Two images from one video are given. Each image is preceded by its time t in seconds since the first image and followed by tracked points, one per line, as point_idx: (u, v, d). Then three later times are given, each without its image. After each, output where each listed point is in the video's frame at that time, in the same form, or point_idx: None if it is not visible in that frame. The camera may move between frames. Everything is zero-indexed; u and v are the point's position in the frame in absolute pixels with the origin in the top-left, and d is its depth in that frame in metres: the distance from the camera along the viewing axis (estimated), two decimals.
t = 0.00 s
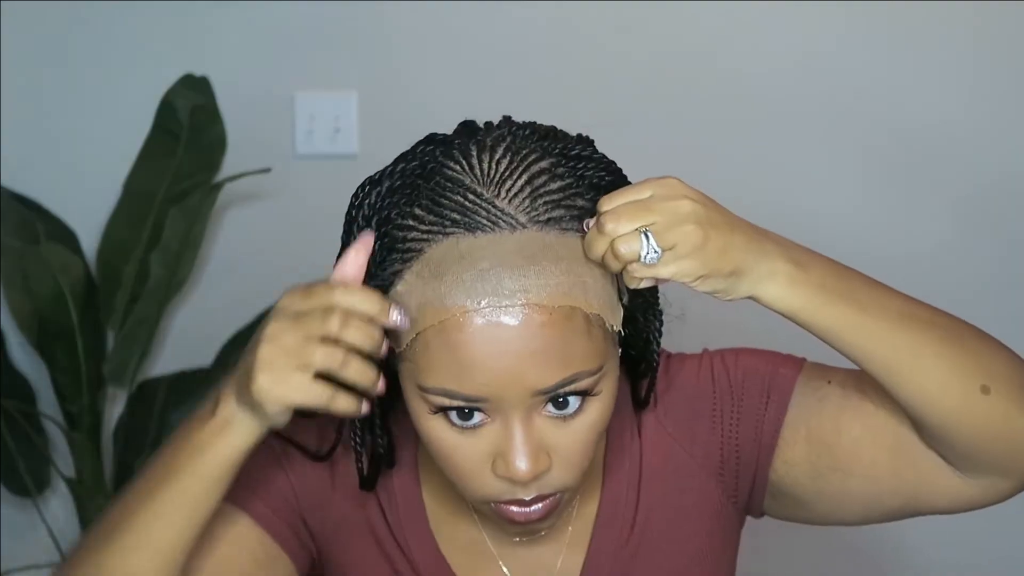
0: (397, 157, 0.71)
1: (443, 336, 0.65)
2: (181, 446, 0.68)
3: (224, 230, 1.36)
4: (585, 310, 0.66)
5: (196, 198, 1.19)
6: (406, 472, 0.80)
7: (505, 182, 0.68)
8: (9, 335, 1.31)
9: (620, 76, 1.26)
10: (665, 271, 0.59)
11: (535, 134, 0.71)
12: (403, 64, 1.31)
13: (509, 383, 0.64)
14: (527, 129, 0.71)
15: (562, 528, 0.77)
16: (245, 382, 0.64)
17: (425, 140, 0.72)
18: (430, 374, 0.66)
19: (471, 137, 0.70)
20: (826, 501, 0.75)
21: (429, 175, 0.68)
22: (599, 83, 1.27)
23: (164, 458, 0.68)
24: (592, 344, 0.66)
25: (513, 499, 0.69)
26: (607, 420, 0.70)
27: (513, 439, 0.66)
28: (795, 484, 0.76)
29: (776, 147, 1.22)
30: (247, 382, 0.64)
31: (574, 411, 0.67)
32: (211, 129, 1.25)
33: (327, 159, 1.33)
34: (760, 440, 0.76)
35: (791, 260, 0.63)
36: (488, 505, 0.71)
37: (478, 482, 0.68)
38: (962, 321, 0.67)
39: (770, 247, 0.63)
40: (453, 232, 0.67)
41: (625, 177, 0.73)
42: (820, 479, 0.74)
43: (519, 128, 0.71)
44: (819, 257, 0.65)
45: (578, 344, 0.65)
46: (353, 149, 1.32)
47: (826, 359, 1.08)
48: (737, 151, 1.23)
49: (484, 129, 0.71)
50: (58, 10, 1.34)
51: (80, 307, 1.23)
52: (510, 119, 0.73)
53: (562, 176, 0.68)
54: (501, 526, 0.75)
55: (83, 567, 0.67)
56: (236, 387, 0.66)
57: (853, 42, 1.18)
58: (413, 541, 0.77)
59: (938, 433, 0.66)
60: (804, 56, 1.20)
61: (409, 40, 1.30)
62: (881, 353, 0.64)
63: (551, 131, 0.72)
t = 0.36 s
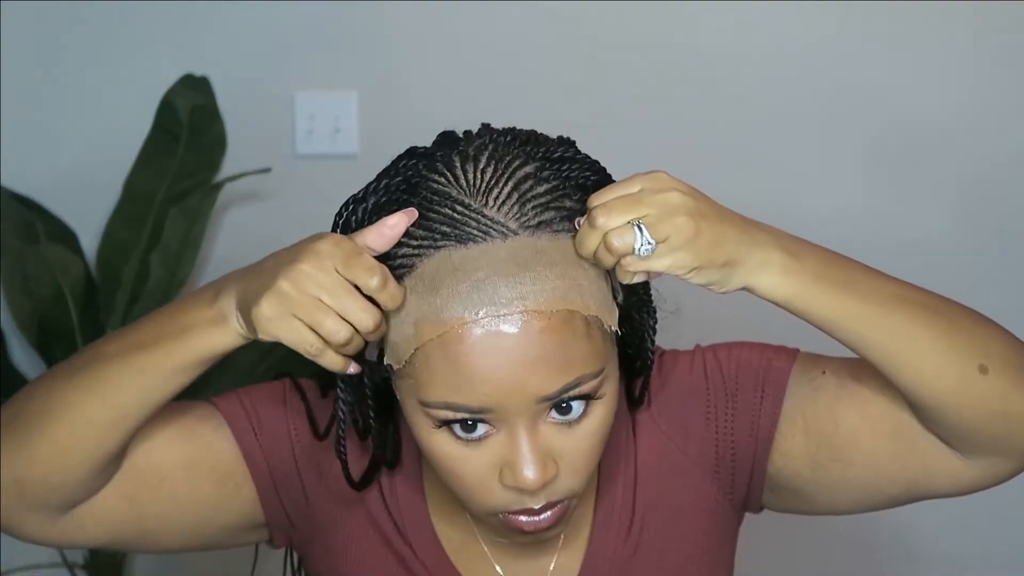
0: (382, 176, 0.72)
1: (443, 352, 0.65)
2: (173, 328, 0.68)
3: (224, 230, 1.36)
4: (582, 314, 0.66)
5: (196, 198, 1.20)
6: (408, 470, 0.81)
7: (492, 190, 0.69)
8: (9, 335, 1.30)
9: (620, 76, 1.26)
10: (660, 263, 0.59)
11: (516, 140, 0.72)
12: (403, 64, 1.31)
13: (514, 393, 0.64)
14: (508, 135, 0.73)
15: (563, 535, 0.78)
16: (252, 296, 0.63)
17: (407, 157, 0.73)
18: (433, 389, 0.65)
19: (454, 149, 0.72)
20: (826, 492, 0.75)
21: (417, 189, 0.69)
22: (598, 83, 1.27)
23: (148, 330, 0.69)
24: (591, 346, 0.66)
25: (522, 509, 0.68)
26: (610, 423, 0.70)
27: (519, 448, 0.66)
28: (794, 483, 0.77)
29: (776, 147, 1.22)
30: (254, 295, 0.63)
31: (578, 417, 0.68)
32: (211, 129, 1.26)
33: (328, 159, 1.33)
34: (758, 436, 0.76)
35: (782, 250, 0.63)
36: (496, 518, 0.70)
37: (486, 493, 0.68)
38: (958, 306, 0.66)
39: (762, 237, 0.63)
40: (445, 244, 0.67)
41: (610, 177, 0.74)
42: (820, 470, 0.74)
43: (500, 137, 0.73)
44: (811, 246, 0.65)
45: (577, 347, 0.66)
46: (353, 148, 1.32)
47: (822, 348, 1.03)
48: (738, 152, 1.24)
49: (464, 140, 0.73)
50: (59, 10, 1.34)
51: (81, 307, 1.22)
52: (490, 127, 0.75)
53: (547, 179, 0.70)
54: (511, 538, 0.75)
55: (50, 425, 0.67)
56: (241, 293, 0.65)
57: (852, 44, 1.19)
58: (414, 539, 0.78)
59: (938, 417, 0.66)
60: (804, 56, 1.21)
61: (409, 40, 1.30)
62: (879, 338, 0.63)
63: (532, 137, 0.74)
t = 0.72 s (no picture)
0: (380, 173, 0.73)
1: (435, 350, 0.65)
2: (163, 349, 0.68)
3: (225, 229, 1.36)
4: (573, 313, 0.66)
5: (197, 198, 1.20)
6: (405, 472, 0.81)
7: (484, 188, 0.69)
8: (8, 335, 1.29)
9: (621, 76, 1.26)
10: (649, 261, 0.59)
11: (512, 140, 0.73)
12: (403, 64, 1.31)
13: (504, 390, 0.64)
14: (505, 135, 0.73)
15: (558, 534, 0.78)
16: (262, 328, 0.63)
17: (406, 155, 0.74)
18: (423, 385, 0.65)
19: (451, 147, 0.72)
20: (826, 492, 0.75)
21: (410, 186, 0.69)
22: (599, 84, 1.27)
23: (138, 349, 0.68)
24: (584, 345, 0.66)
25: (513, 508, 0.68)
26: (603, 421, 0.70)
27: (510, 446, 0.66)
28: (793, 483, 0.77)
29: (776, 147, 1.22)
30: (262, 328, 0.63)
31: (570, 416, 0.68)
32: (211, 129, 1.25)
33: (328, 158, 1.33)
34: (755, 438, 0.76)
35: (774, 249, 0.63)
36: (488, 516, 0.71)
37: (477, 491, 0.68)
38: (955, 304, 0.66)
39: (755, 236, 0.63)
40: (436, 241, 0.67)
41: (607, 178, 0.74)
42: (819, 470, 0.74)
43: (497, 136, 0.73)
44: (804, 245, 0.65)
45: (570, 346, 0.65)
46: (353, 148, 1.31)
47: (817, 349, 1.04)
48: (739, 152, 1.23)
49: (462, 139, 0.73)
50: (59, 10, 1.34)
51: (81, 307, 1.23)
52: (488, 126, 0.75)
53: (540, 178, 0.70)
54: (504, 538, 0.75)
55: (47, 436, 0.69)
56: (241, 317, 0.65)
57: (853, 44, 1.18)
58: (411, 540, 0.78)
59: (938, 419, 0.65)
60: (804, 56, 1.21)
61: (409, 40, 1.30)
62: (874, 338, 0.63)
63: (529, 137, 0.74)
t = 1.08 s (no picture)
0: (376, 170, 0.73)
1: (422, 350, 0.65)
2: (169, 379, 0.68)
3: (225, 230, 1.35)
4: (560, 314, 0.66)
5: (196, 199, 1.22)
6: (404, 473, 0.81)
7: (475, 188, 0.69)
8: (7, 335, 1.29)
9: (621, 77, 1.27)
10: (632, 266, 0.59)
11: (508, 140, 0.72)
12: (403, 64, 1.31)
13: (487, 388, 0.64)
14: (501, 134, 0.73)
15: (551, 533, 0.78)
16: (267, 343, 0.63)
17: (402, 152, 0.74)
18: (409, 382, 0.66)
19: (446, 146, 0.72)
20: (825, 493, 0.75)
21: (402, 184, 0.69)
22: (600, 84, 1.27)
23: (144, 375, 0.69)
24: (570, 346, 0.66)
25: (498, 506, 0.68)
26: (592, 420, 0.70)
27: (495, 445, 0.66)
28: (791, 483, 0.77)
29: (777, 148, 1.22)
30: (267, 343, 0.63)
31: (556, 416, 0.68)
32: (211, 129, 1.25)
33: (327, 159, 1.32)
34: (752, 435, 0.76)
35: (762, 255, 0.63)
36: (473, 514, 0.71)
37: (462, 489, 0.68)
38: (950, 309, 0.66)
39: (744, 240, 0.63)
40: (423, 238, 0.67)
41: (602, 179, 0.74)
42: (817, 471, 0.74)
43: (492, 135, 0.73)
44: (798, 249, 0.65)
45: (556, 347, 0.65)
46: (352, 148, 1.31)
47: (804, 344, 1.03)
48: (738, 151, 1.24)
49: (458, 138, 0.73)
50: (59, 10, 1.34)
51: (81, 307, 1.23)
52: (486, 127, 0.75)
53: (532, 178, 0.70)
54: (493, 537, 0.75)
55: (47, 454, 0.70)
56: (247, 346, 0.65)
57: (853, 44, 1.19)
58: (411, 540, 0.78)
59: (933, 420, 0.65)
60: (804, 57, 1.22)
61: (410, 41, 1.30)
62: (868, 342, 0.63)
63: (526, 138, 0.74)
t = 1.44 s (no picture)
0: (362, 174, 0.73)
1: (405, 335, 0.65)
2: (155, 377, 0.69)
3: (225, 230, 1.35)
4: (544, 301, 0.66)
5: (195, 198, 1.22)
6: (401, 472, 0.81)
7: (460, 198, 0.68)
8: (7, 335, 1.28)
9: (620, 76, 1.27)
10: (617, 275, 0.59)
11: (494, 142, 0.72)
12: (403, 64, 1.31)
13: (471, 370, 0.64)
14: (486, 137, 0.72)
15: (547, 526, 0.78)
16: (240, 344, 0.63)
17: (388, 155, 0.73)
18: (395, 366, 0.66)
19: (432, 148, 0.72)
20: (822, 491, 0.75)
21: (388, 192, 0.69)
22: (600, 84, 1.27)
23: (133, 371, 0.70)
24: (556, 336, 0.66)
25: (479, 497, 0.68)
26: (578, 412, 0.69)
27: (478, 431, 0.66)
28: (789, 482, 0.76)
29: (778, 148, 1.22)
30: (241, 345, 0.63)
31: (541, 404, 0.68)
32: (211, 129, 1.26)
33: (327, 159, 1.32)
34: (745, 435, 0.76)
35: (749, 262, 0.63)
36: (455, 507, 0.69)
37: (443, 477, 0.68)
38: (941, 310, 0.67)
39: (732, 244, 0.63)
40: (410, 250, 0.67)
41: (591, 180, 0.73)
42: (809, 472, 0.75)
43: (478, 138, 0.72)
44: (789, 253, 0.65)
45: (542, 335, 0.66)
46: (352, 148, 1.31)
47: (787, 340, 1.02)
48: (738, 151, 1.24)
49: (444, 139, 0.73)
50: (59, 10, 1.34)
51: (81, 308, 1.23)
52: (471, 127, 0.74)
53: (518, 183, 0.69)
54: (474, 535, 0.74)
55: (44, 455, 0.71)
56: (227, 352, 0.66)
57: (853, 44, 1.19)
58: (408, 540, 0.78)
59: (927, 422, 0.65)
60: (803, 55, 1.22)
61: (410, 40, 1.30)
62: (861, 348, 0.63)
63: (512, 138, 0.73)
